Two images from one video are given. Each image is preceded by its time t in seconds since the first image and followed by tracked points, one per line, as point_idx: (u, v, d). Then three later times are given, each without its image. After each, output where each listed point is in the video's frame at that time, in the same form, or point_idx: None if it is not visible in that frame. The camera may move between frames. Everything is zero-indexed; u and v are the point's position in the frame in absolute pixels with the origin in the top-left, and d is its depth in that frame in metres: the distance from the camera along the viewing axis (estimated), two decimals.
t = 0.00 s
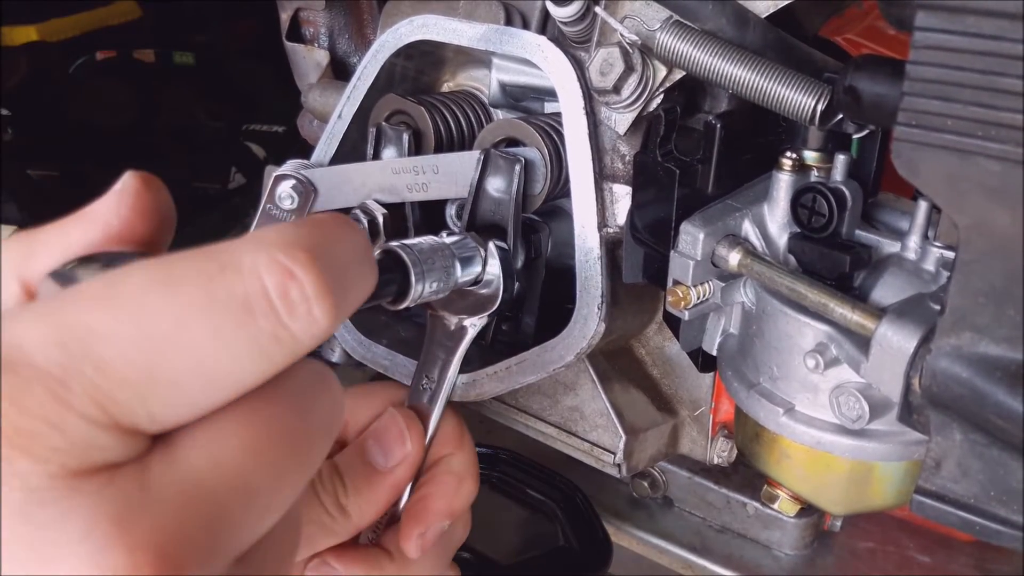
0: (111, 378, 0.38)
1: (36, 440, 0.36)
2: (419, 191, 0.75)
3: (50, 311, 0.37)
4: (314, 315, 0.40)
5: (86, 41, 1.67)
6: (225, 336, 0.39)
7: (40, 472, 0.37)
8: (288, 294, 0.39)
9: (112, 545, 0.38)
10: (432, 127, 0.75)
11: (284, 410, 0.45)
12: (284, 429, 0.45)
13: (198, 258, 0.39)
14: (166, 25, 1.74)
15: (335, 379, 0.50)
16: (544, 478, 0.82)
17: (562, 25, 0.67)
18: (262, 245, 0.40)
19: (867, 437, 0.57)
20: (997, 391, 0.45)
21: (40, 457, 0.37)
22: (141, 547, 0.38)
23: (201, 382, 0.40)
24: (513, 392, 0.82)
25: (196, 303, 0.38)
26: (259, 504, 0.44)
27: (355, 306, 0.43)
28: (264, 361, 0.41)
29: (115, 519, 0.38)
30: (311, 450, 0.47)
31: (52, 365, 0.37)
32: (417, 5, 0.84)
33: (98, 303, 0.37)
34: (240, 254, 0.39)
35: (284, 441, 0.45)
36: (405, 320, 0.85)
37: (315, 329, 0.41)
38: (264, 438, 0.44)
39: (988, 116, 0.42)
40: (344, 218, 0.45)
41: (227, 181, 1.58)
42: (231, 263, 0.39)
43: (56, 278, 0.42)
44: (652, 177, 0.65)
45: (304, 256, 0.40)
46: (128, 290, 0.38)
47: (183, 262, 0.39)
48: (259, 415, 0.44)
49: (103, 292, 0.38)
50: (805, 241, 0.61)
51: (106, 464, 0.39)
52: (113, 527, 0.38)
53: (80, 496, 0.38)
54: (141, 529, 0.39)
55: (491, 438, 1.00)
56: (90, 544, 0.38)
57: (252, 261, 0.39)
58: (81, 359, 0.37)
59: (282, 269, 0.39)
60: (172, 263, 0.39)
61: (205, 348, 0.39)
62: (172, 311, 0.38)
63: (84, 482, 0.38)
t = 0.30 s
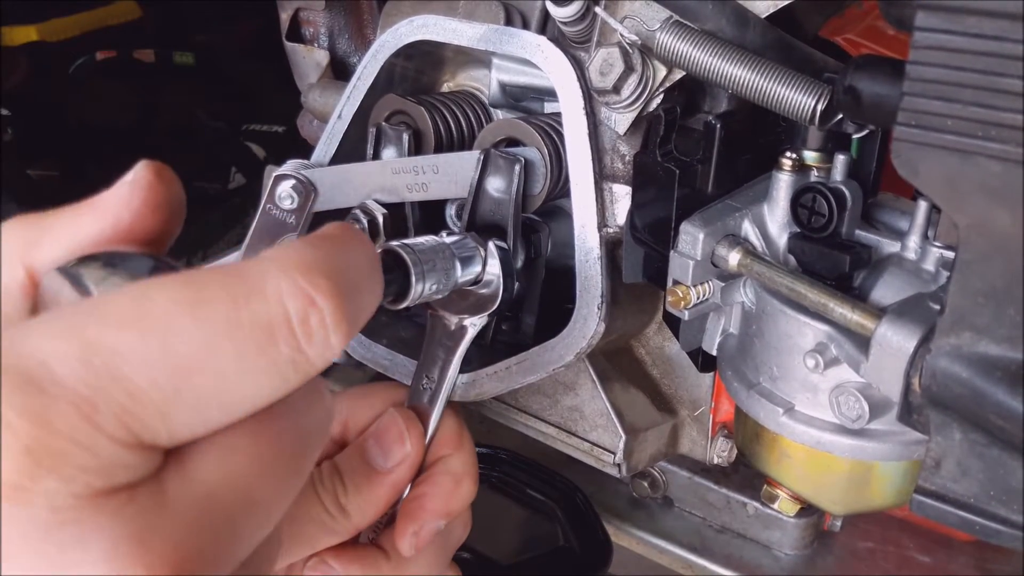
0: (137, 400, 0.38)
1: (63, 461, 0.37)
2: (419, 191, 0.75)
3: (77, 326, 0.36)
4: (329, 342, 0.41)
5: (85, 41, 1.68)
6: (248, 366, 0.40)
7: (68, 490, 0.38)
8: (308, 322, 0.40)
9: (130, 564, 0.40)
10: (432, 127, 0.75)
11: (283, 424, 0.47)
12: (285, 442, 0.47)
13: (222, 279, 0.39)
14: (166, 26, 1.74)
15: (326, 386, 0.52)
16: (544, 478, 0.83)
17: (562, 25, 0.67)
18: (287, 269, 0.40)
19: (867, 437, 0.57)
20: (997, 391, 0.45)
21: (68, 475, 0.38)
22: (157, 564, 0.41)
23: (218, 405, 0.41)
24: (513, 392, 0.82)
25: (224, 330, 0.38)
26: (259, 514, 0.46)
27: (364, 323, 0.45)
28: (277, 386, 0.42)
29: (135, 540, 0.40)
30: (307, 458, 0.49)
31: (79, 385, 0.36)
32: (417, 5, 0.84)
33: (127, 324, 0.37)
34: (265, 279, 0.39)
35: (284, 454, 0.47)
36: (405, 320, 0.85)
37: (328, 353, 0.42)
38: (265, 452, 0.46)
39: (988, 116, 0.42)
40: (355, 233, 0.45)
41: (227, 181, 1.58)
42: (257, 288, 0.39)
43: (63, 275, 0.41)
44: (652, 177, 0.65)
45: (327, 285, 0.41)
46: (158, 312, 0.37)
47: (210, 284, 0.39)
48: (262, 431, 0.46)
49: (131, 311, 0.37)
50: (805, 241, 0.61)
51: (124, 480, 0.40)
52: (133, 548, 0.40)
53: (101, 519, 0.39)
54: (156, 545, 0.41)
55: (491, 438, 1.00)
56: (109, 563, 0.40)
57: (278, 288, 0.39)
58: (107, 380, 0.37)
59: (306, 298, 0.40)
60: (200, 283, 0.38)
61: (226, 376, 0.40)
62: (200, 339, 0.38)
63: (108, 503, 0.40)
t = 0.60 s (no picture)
0: (144, 376, 0.38)
1: (69, 442, 0.37)
2: (419, 191, 0.75)
3: (89, 307, 0.37)
4: (337, 334, 0.41)
5: (85, 41, 1.68)
6: (258, 349, 0.39)
7: (80, 477, 0.38)
8: (317, 313, 0.40)
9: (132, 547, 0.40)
10: (432, 127, 0.75)
11: (283, 417, 0.48)
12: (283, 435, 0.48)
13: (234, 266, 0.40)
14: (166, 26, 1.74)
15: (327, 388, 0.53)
16: (543, 477, 0.83)
17: (562, 25, 0.67)
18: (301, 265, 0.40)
19: (867, 437, 0.57)
20: (997, 390, 0.45)
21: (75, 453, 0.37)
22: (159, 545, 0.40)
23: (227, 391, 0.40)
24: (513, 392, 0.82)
25: (234, 314, 0.38)
26: (256, 503, 0.46)
27: (373, 322, 0.45)
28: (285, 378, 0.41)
29: (136, 517, 0.40)
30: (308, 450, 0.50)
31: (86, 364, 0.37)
32: (417, 5, 0.84)
33: (140, 304, 0.37)
34: (277, 269, 0.40)
35: (283, 446, 0.48)
36: (405, 320, 0.85)
37: (336, 346, 0.42)
38: (265, 439, 0.47)
39: (987, 116, 0.43)
40: (365, 238, 0.46)
41: (227, 181, 1.56)
42: (271, 281, 0.40)
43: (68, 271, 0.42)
44: (652, 176, 0.65)
45: (338, 282, 0.41)
46: (169, 293, 0.38)
47: (223, 272, 0.39)
48: (263, 419, 0.47)
49: (146, 293, 0.38)
50: (805, 241, 0.61)
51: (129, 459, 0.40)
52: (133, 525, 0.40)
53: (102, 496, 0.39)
54: (156, 531, 0.40)
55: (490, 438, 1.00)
56: (113, 547, 0.39)
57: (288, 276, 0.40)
58: (115, 357, 0.37)
59: (316, 288, 0.40)
60: (212, 270, 0.39)
61: (234, 359, 0.39)
62: (211, 318, 0.38)
63: (115, 479, 0.39)
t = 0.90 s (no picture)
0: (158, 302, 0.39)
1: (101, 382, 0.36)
2: (419, 192, 0.75)
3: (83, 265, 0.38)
4: (319, 228, 0.46)
5: (85, 43, 1.69)
6: (248, 245, 0.42)
7: (109, 425, 0.35)
8: (288, 210, 0.45)
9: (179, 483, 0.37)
10: (431, 127, 0.75)
11: (314, 367, 0.45)
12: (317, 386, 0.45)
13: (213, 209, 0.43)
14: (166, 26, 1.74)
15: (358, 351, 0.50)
16: (543, 478, 0.83)
17: (562, 26, 0.67)
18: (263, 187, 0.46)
19: (866, 437, 0.57)
20: (997, 391, 0.45)
21: (103, 396, 0.36)
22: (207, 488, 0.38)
23: (237, 305, 0.42)
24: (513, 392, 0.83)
25: (216, 222, 0.42)
26: (311, 476, 0.44)
27: (354, 253, 0.48)
28: (285, 272, 0.44)
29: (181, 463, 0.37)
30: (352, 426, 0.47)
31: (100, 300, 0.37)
32: (417, 5, 0.84)
33: (132, 245, 0.39)
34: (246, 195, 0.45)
35: (315, 394, 0.45)
36: (405, 321, 0.85)
37: (324, 245, 0.46)
38: (306, 402, 0.44)
39: (987, 117, 0.42)
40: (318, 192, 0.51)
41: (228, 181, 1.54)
42: (241, 199, 0.44)
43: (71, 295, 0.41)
44: (652, 177, 0.65)
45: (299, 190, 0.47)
46: (155, 232, 0.40)
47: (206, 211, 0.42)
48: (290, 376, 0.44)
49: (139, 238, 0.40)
50: (805, 241, 0.61)
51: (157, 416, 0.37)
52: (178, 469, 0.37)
53: (145, 455, 0.36)
54: (206, 507, 0.38)
55: (491, 438, 1.00)
56: (152, 489, 0.36)
57: (255, 195, 0.45)
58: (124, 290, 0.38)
59: (281, 198, 0.45)
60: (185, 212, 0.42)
61: (240, 260, 0.42)
62: (197, 238, 0.41)
63: (147, 431, 0.36)
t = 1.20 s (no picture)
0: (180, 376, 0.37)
1: (106, 452, 0.35)
2: (420, 190, 0.75)
3: (110, 312, 0.36)
4: (358, 310, 0.41)
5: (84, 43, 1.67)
6: (280, 329, 0.39)
7: (104, 491, 0.35)
8: (333, 290, 0.40)
9: (165, 558, 0.36)
10: (432, 127, 0.75)
11: (310, 417, 0.44)
12: (312, 436, 0.44)
13: (250, 262, 0.39)
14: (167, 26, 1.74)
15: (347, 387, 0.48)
16: (543, 477, 0.83)
17: (562, 25, 0.67)
18: (310, 243, 0.40)
19: (867, 437, 0.57)
20: (997, 390, 0.45)
21: (108, 463, 0.36)
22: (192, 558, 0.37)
23: (253, 383, 0.40)
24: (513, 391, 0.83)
25: (251, 298, 0.38)
26: (295, 528, 0.42)
27: (393, 308, 0.44)
28: (310, 356, 0.41)
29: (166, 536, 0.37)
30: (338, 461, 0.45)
31: (119, 365, 0.36)
32: (417, 5, 0.84)
33: (162, 304, 0.37)
34: (287, 253, 0.40)
35: (312, 446, 0.43)
36: (405, 320, 0.85)
37: (356, 327, 0.42)
38: (297, 451, 0.42)
39: (988, 116, 0.43)
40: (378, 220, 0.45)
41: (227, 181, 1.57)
42: (283, 262, 0.39)
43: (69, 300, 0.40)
44: (653, 176, 0.65)
45: (350, 256, 0.41)
46: (189, 291, 0.37)
47: (244, 271, 0.39)
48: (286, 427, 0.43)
49: (165, 295, 0.37)
50: (805, 240, 0.61)
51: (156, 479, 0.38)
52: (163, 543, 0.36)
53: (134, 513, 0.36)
54: None
55: (491, 438, 1.00)
56: (136, 553, 0.36)
57: (300, 257, 0.40)
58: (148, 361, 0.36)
59: (327, 264, 0.40)
60: (224, 266, 0.39)
61: (267, 347, 0.39)
62: (231, 313, 0.38)
63: (141, 493, 0.36)
